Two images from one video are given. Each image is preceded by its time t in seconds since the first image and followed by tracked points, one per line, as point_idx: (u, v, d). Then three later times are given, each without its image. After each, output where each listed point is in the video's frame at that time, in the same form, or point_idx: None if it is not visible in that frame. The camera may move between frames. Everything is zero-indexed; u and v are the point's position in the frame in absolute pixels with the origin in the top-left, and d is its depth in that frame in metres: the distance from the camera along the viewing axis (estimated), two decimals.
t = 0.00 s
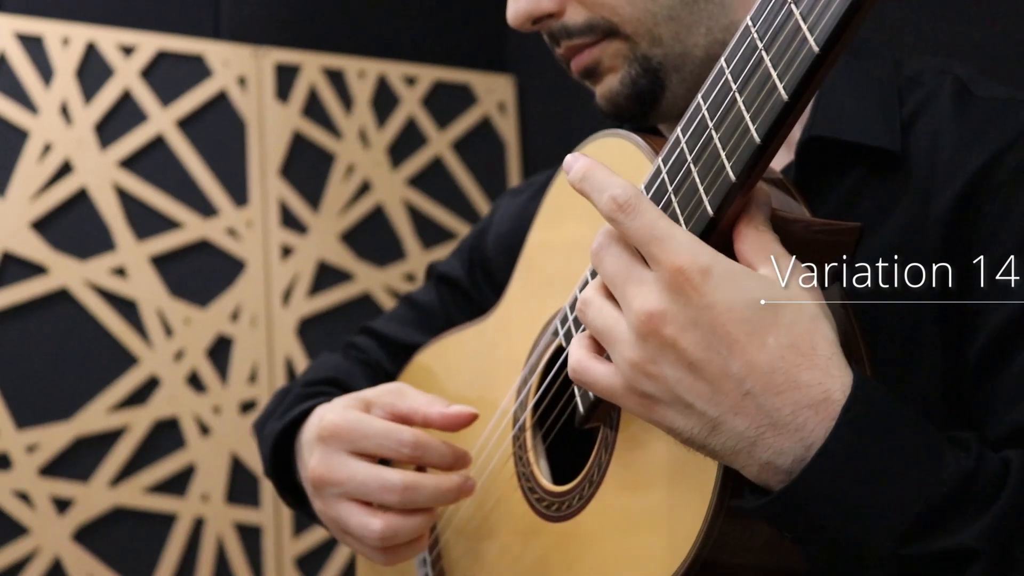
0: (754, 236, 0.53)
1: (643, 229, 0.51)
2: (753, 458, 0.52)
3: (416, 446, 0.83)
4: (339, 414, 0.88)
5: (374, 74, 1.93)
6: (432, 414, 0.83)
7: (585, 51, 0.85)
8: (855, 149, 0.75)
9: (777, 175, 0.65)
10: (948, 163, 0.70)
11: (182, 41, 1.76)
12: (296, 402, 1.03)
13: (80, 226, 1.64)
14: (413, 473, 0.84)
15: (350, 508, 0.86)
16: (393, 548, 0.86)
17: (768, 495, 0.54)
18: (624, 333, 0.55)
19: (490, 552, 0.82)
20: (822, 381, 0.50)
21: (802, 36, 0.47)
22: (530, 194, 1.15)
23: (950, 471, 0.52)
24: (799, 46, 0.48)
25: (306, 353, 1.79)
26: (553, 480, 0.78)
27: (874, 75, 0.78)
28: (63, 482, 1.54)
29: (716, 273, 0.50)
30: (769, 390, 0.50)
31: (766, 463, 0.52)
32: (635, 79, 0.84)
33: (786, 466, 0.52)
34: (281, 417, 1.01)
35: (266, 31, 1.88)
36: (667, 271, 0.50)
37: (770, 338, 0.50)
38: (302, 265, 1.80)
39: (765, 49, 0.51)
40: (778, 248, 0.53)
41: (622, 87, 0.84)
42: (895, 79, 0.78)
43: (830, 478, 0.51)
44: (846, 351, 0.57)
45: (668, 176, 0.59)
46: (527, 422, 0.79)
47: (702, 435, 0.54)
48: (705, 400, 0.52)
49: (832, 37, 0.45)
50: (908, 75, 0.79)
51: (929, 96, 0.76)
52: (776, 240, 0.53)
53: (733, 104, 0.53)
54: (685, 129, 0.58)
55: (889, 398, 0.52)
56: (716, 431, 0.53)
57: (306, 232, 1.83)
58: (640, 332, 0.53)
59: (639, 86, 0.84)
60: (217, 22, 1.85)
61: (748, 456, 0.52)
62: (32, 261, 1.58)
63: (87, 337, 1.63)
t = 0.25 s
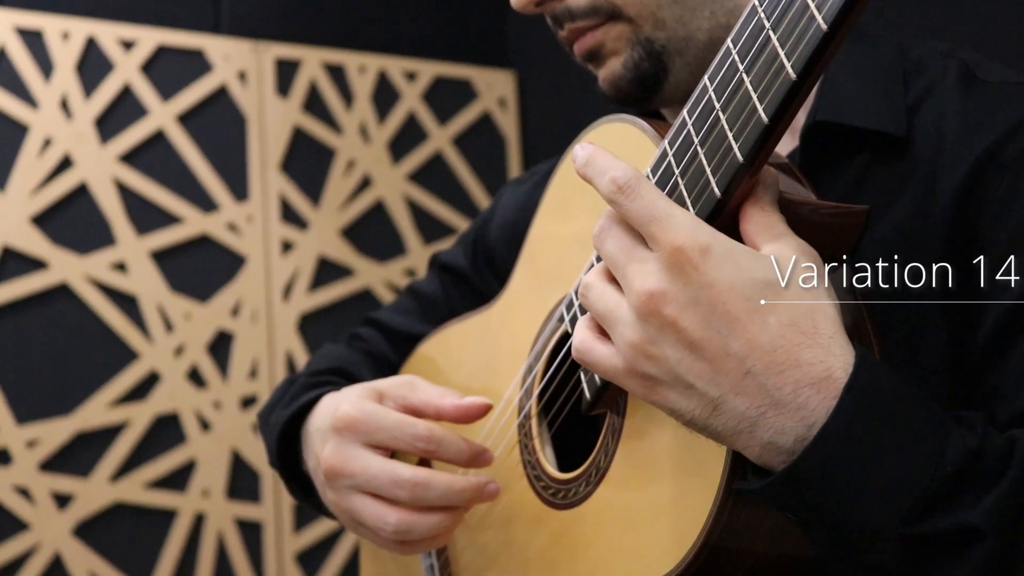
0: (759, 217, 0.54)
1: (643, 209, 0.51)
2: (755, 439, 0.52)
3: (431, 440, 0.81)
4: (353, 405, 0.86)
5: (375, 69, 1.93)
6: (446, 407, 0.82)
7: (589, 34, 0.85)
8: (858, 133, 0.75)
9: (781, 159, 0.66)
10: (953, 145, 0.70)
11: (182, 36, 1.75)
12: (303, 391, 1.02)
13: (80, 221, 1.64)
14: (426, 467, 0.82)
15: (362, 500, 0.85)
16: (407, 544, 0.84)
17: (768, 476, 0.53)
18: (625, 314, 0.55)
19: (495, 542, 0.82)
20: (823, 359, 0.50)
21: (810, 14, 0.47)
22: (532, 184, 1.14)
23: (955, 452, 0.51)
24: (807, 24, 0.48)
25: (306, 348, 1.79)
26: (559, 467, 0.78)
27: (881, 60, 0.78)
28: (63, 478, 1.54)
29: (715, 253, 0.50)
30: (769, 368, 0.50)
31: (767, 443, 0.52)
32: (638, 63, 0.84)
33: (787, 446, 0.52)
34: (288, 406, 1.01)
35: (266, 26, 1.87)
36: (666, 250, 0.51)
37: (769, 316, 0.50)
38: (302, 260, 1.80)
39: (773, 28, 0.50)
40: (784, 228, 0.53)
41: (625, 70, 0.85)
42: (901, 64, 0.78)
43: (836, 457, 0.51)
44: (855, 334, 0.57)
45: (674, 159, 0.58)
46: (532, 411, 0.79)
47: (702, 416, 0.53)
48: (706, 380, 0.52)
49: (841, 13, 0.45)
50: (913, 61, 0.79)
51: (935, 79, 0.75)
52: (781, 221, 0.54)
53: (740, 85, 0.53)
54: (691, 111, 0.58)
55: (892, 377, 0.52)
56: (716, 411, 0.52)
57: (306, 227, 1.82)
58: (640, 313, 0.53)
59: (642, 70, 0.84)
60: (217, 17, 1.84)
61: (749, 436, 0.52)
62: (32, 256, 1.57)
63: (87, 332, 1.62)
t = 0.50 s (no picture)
0: (767, 204, 0.54)
1: (655, 182, 0.50)
2: (771, 408, 0.51)
3: (440, 437, 0.80)
4: (361, 403, 0.86)
5: (375, 67, 1.93)
6: (452, 406, 0.81)
7: (594, 23, 0.85)
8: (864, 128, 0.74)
9: (785, 154, 0.65)
10: (959, 141, 0.70)
11: (181, 34, 1.75)
12: (305, 388, 1.02)
13: (80, 220, 1.63)
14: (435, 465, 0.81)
15: (371, 498, 0.84)
16: (417, 542, 0.84)
17: (783, 447, 0.52)
18: (636, 288, 0.54)
19: (497, 537, 0.82)
20: (840, 323, 0.50)
21: (812, 7, 0.48)
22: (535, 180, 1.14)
23: (973, 421, 0.50)
24: (808, 17, 0.48)
25: (306, 347, 1.78)
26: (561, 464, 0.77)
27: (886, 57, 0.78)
28: (63, 477, 1.53)
29: (730, 220, 0.49)
30: (786, 334, 0.49)
31: (784, 412, 0.51)
32: (642, 53, 0.83)
33: (804, 413, 0.51)
34: (290, 404, 1.01)
35: (266, 24, 1.87)
36: (679, 220, 0.50)
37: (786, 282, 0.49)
38: (302, 259, 1.79)
39: (774, 21, 0.51)
40: (791, 214, 0.53)
41: (630, 60, 0.84)
42: (904, 61, 0.78)
43: (853, 426, 0.50)
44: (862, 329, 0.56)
45: (677, 152, 0.59)
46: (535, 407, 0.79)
47: (716, 387, 0.52)
48: (721, 350, 0.51)
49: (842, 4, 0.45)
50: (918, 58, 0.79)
51: (940, 76, 0.75)
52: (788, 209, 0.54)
53: (742, 78, 0.53)
54: (693, 104, 0.58)
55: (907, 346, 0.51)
56: (732, 381, 0.51)
57: (306, 225, 1.82)
58: (653, 284, 0.52)
59: (647, 61, 0.84)
60: (217, 16, 1.84)
61: (765, 405, 0.51)
62: (31, 254, 1.57)
63: (86, 331, 1.62)
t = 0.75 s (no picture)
0: (779, 193, 0.55)
1: (664, 159, 0.52)
2: (780, 379, 0.51)
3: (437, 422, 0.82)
4: (358, 393, 0.87)
5: (373, 66, 1.92)
6: (450, 395, 0.82)
7: (597, 9, 0.86)
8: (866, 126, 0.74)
9: (792, 153, 0.65)
10: (965, 140, 0.70)
11: (180, 33, 1.75)
12: (306, 383, 1.02)
13: (79, 219, 1.63)
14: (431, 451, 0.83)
15: (370, 485, 0.86)
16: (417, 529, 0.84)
17: (794, 420, 0.52)
18: (645, 265, 0.55)
19: (500, 537, 0.82)
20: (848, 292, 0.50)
21: (821, 6, 0.48)
22: (541, 176, 1.14)
23: (989, 393, 0.49)
24: (817, 14, 0.48)
25: (305, 347, 1.78)
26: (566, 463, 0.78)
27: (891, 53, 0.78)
28: (61, 477, 1.53)
29: (736, 191, 0.51)
30: (793, 303, 0.50)
31: (793, 383, 0.51)
32: (644, 41, 0.84)
33: (813, 385, 0.51)
34: (292, 399, 1.01)
35: (264, 24, 1.87)
36: (687, 193, 0.51)
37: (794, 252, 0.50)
38: (301, 258, 1.79)
39: (783, 19, 0.51)
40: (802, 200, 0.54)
41: (631, 48, 0.85)
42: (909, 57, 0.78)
43: (862, 400, 0.50)
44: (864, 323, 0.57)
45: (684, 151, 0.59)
46: (539, 405, 0.80)
47: (725, 360, 0.53)
48: (729, 321, 0.52)
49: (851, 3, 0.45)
50: (923, 55, 0.79)
51: (944, 75, 0.76)
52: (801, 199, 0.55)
53: (750, 76, 0.53)
54: (700, 102, 0.59)
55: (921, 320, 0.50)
56: (740, 353, 0.52)
57: (305, 225, 1.82)
58: (661, 258, 0.53)
59: (648, 48, 0.84)
60: (215, 15, 1.84)
61: (774, 376, 0.51)
62: (30, 253, 1.57)
63: (85, 331, 1.62)
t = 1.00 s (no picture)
0: (782, 189, 0.55)
1: (670, 156, 0.53)
2: (780, 383, 0.51)
3: (435, 418, 0.81)
4: (360, 384, 0.87)
5: (372, 64, 1.92)
6: (453, 391, 0.81)
7: None
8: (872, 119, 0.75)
9: (796, 147, 0.65)
10: (970, 135, 0.69)
11: (178, 31, 1.74)
12: (308, 377, 1.02)
13: (76, 217, 1.63)
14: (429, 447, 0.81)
15: (369, 478, 0.85)
16: (419, 523, 0.83)
17: (793, 424, 0.52)
18: (645, 266, 0.55)
19: (502, 533, 0.82)
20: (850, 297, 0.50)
21: None
22: (545, 171, 1.14)
23: (989, 397, 0.49)
24: (826, 6, 0.48)
25: (304, 345, 1.78)
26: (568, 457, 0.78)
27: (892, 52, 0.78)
28: (59, 476, 1.53)
29: (738, 193, 0.50)
30: (794, 307, 0.50)
31: (792, 388, 0.51)
32: (648, 25, 0.84)
33: (812, 390, 0.51)
34: (294, 391, 1.01)
35: (263, 21, 1.87)
36: (689, 194, 0.51)
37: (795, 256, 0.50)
38: (299, 256, 1.79)
39: (792, 11, 0.51)
40: (805, 198, 0.54)
41: (634, 31, 0.85)
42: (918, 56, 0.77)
43: (861, 406, 0.50)
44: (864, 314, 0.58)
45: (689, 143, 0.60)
46: (542, 400, 0.79)
47: (723, 364, 0.52)
48: (729, 325, 0.51)
49: None
50: (929, 50, 0.79)
51: (952, 70, 0.75)
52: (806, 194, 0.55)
53: (758, 67, 0.53)
54: (707, 94, 0.59)
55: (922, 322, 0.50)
56: (739, 357, 0.51)
57: (303, 223, 1.82)
58: (661, 259, 0.53)
59: (651, 33, 0.84)
60: (213, 13, 1.84)
61: (773, 381, 0.51)
62: (27, 251, 1.56)
63: (82, 329, 1.61)
